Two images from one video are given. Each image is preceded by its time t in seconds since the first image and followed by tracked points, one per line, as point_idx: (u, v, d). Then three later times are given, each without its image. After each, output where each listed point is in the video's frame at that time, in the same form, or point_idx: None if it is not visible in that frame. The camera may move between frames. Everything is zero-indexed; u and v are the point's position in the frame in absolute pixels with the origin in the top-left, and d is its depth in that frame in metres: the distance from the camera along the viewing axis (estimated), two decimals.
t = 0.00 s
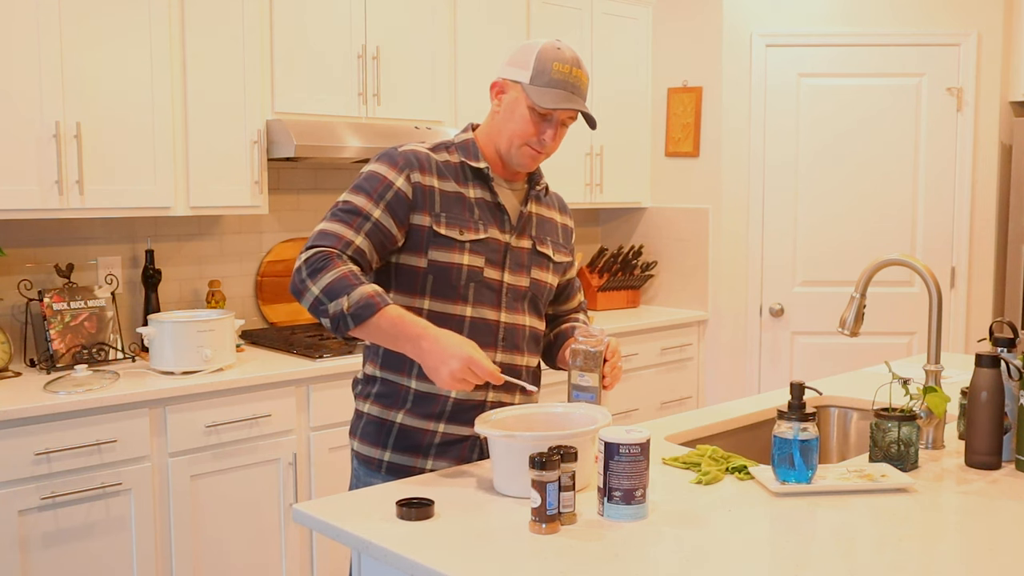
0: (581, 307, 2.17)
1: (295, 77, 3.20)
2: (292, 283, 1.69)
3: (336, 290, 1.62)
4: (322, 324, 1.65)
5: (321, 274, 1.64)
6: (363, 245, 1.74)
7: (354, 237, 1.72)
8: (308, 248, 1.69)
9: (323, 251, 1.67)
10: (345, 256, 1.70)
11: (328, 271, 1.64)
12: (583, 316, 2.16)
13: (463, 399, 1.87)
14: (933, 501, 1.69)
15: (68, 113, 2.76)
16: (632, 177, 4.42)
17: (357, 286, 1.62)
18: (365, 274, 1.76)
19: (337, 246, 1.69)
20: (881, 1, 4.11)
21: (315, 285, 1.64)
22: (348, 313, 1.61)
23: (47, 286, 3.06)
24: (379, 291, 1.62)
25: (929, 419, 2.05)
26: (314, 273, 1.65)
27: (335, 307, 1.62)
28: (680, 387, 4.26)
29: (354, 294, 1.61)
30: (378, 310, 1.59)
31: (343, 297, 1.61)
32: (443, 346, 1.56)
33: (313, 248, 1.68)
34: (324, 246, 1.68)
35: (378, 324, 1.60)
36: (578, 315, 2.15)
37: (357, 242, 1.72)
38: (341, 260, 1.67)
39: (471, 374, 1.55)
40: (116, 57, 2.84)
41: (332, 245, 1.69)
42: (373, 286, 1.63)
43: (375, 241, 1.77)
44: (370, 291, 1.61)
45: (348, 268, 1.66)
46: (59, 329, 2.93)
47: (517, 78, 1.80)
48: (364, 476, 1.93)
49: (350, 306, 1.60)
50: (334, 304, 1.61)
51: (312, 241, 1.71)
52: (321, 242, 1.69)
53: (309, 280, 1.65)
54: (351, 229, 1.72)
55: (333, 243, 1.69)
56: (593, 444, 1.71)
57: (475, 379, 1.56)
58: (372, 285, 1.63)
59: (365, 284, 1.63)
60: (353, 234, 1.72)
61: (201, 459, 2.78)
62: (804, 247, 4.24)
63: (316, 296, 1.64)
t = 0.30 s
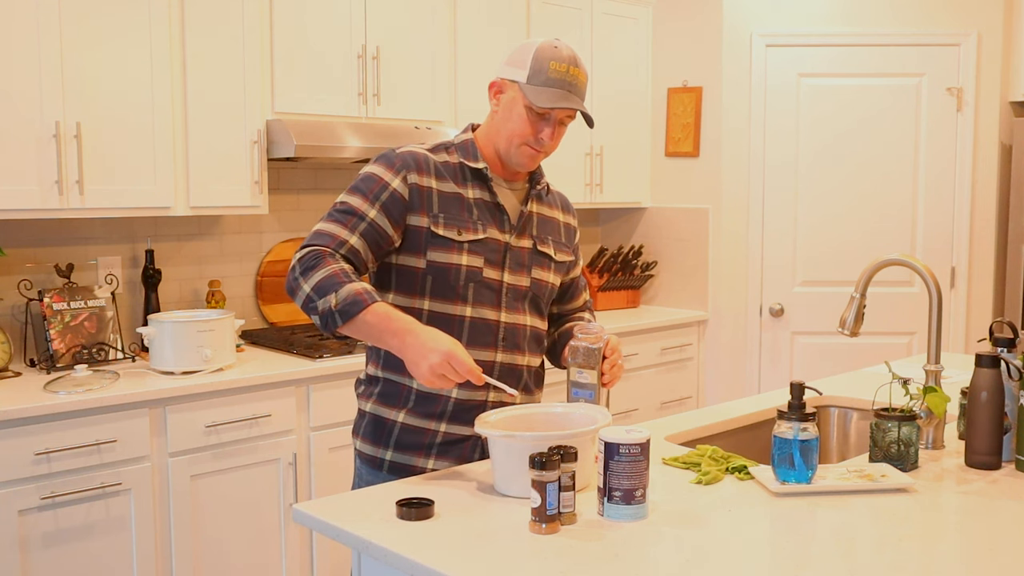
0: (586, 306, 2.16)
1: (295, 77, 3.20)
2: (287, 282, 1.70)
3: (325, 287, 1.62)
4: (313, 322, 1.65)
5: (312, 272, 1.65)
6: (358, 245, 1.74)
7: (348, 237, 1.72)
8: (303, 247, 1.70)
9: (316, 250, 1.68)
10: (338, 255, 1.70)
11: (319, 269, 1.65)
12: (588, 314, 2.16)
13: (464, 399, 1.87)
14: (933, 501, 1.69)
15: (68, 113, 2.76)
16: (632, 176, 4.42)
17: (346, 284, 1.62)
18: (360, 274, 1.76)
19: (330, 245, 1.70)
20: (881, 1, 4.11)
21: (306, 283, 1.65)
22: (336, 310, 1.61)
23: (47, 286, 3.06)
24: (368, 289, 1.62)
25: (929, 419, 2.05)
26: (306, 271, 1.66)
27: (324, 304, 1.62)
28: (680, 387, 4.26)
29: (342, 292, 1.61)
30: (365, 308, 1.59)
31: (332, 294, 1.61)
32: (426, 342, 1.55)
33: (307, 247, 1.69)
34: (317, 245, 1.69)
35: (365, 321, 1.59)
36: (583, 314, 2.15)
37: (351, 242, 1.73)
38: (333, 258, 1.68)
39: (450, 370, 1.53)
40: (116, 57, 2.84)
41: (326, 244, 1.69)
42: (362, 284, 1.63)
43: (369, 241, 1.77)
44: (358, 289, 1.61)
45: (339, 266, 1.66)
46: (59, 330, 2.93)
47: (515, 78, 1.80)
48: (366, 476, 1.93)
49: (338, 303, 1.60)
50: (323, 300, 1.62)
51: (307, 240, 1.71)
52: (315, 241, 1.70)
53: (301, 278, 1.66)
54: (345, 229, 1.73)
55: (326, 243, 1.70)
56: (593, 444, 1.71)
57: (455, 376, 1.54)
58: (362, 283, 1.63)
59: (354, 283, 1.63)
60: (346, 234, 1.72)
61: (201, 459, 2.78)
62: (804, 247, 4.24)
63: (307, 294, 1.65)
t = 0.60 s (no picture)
0: (587, 304, 2.16)
1: (296, 77, 3.20)
2: (289, 283, 1.69)
3: (330, 288, 1.62)
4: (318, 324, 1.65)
5: (317, 273, 1.65)
6: (360, 245, 1.74)
7: (350, 237, 1.72)
8: (305, 248, 1.70)
9: (319, 251, 1.68)
10: (341, 256, 1.70)
11: (323, 270, 1.65)
12: (589, 312, 2.16)
13: (466, 399, 1.87)
14: (934, 501, 1.69)
15: (68, 113, 2.76)
16: (631, 176, 4.42)
17: (352, 283, 1.62)
18: (363, 275, 1.76)
19: (333, 246, 1.69)
20: (882, 1, 4.11)
21: (310, 284, 1.65)
22: (342, 310, 1.60)
23: (47, 286, 3.06)
24: (373, 288, 1.62)
25: (929, 419, 2.05)
26: (311, 272, 1.65)
27: (329, 305, 1.61)
28: (680, 387, 4.26)
29: (348, 292, 1.61)
30: (371, 307, 1.59)
31: (338, 294, 1.61)
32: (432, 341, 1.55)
33: (310, 248, 1.69)
34: (320, 245, 1.69)
35: (371, 320, 1.59)
36: (584, 312, 2.15)
37: (353, 243, 1.72)
38: (337, 259, 1.68)
39: (461, 363, 1.53)
40: (116, 57, 2.84)
41: (328, 245, 1.69)
42: (367, 284, 1.63)
43: (371, 242, 1.77)
44: (364, 289, 1.61)
45: (343, 267, 1.66)
46: (59, 329, 2.93)
47: (514, 78, 1.80)
48: (369, 475, 1.93)
49: (344, 303, 1.60)
50: (329, 301, 1.61)
51: (309, 241, 1.71)
52: (317, 242, 1.69)
53: (304, 279, 1.66)
54: (348, 229, 1.73)
55: (329, 243, 1.69)
56: (593, 444, 1.71)
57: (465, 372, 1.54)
58: (366, 282, 1.63)
59: (359, 283, 1.63)
60: (349, 234, 1.72)
61: (201, 459, 2.78)
62: (804, 246, 4.24)
63: (311, 295, 1.64)
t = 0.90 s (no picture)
0: (587, 302, 2.16)
1: (296, 77, 3.20)
2: (297, 287, 1.70)
3: (340, 292, 1.63)
4: (328, 328, 1.66)
5: (325, 277, 1.65)
6: (366, 248, 1.74)
7: (357, 240, 1.72)
8: (312, 252, 1.70)
9: (327, 254, 1.68)
10: (348, 259, 1.70)
11: (332, 274, 1.65)
12: (589, 311, 2.16)
13: (470, 399, 1.87)
14: (933, 501, 1.69)
15: (68, 113, 2.76)
16: (631, 176, 4.42)
17: (363, 287, 1.63)
18: (368, 277, 1.76)
19: (340, 249, 1.70)
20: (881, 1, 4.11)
21: (319, 288, 1.65)
22: (354, 314, 1.61)
23: (47, 286, 3.06)
24: (384, 291, 1.63)
25: (929, 419, 2.05)
26: (319, 276, 1.66)
27: (340, 309, 1.62)
28: (680, 387, 4.26)
29: (359, 296, 1.61)
30: (383, 311, 1.60)
31: (349, 298, 1.62)
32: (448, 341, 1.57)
33: (316, 251, 1.69)
34: (327, 249, 1.69)
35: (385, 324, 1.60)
36: (584, 311, 2.15)
37: (360, 245, 1.73)
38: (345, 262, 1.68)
39: (480, 359, 1.56)
40: (116, 57, 2.84)
41: (335, 249, 1.69)
42: (378, 287, 1.63)
43: (377, 244, 1.77)
44: (375, 292, 1.62)
45: (352, 270, 1.66)
46: (59, 330, 2.93)
47: (515, 78, 1.80)
48: (371, 474, 1.93)
49: (356, 307, 1.61)
50: (340, 305, 1.62)
51: (315, 244, 1.71)
52: (324, 246, 1.70)
53: (313, 283, 1.66)
54: (354, 232, 1.73)
55: (336, 247, 1.70)
56: (593, 444, 1.71)
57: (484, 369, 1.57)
58: (377, 286, 1.64)
59: (370, 286, 1.64)
60: (355, 237, 1.72)
61: (201, 459, 2.78)
62: (804, 247, 4.24)
63: (321, 299, 1.65)
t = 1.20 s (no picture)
0: (588, 301, 2.16)
1: (296, 77, 3.20)
2: (303, 294, 1.70)
3: (348, 299, 1.63)
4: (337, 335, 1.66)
5: (332, 284, 1.66)
6: (371, 253, 1.74)
7: (361, 246, 1.72)
8: (317, 259, 1.70)
9: (332, 262, 1.68)
10: (354, 265, 1.70)
11: (339, 281, 1.65)
12: (590, 310, 2.16)
13: (471, 399, 1.87)
14: (933, 501, 1.69)
15: (68, 113, 2.76)
16: (631, 176, 4.41)
17: (370, 294, 1.64)
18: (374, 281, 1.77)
19: (345, 256, 1.70)
20: (881, 1, 4.11)
21: (326, 295, 1.66)
22: (363, 321, 1.63)
23: (47, 286, 3.06)
24: (392, 297, 1.65)
25: (929, 419, 2.05)
26: (325, 284, 1.66)
27: (348, 316, 1.63)
28: (680, 387, 4.27)
29: (367, 302, 1.63)
30: (393, 316, 1.62)
31: (357, 305, 1.63)
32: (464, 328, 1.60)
33: (322, 260, 1.69)
34: (333, 256, 1.69)
35: (395, 328, 1.62)
36: (585, 310, 2.15)
37: (365, 251, 1.72)
38: (352, 269, 1.69)
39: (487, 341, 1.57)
40: (116, 57, 2.84)
41: (341, 255, 1.69)
42: (386, 293, 1.65)
43: (381, 248, 1.77)
44: (383, 299, 1.64)
45: (358, 276, 1.67)
46: (59, 330, 2.93)
47: (515, 79, 1.80)
48: (373, 474, 1.93)
49: (365, 313, 1.62)
50: (349, 312, 1.63)
51: (320, 252, 1.71)
52: (329, 253, 1.70)
53: (319, 290, 1.67)
54: (358, 238, 1.73)
55: (341, 253, 1.70)
56: (593, 444, 1.71)
57: (494, 349, 1.57)
58: (384, 292, 1.66)
59: (377, 292, 1.65)
60: (360, 243, 1.72)
61: (201, 459, 2.78)
62: (804, 247, 4.24)
63: (328, 306, 1.66)
